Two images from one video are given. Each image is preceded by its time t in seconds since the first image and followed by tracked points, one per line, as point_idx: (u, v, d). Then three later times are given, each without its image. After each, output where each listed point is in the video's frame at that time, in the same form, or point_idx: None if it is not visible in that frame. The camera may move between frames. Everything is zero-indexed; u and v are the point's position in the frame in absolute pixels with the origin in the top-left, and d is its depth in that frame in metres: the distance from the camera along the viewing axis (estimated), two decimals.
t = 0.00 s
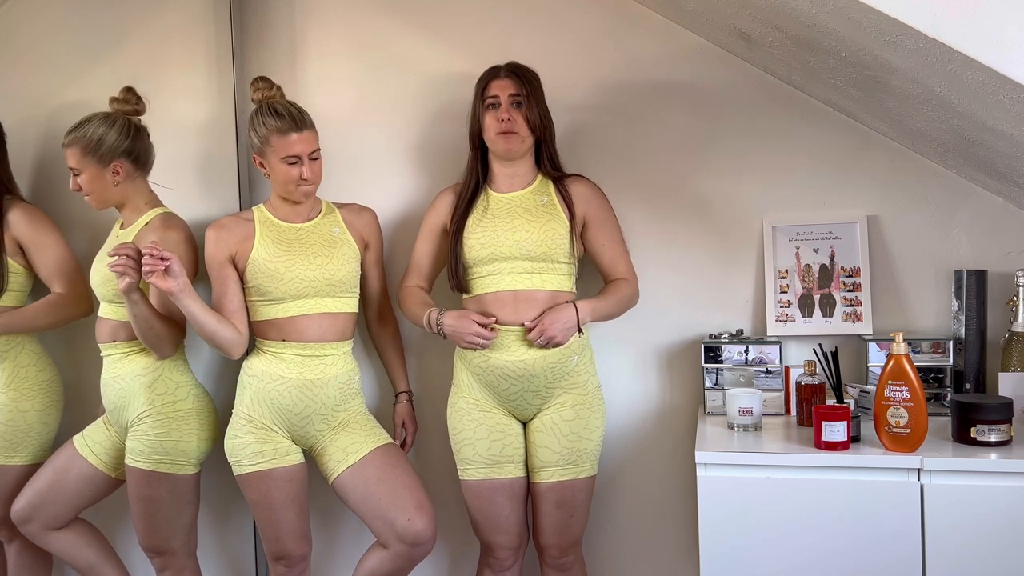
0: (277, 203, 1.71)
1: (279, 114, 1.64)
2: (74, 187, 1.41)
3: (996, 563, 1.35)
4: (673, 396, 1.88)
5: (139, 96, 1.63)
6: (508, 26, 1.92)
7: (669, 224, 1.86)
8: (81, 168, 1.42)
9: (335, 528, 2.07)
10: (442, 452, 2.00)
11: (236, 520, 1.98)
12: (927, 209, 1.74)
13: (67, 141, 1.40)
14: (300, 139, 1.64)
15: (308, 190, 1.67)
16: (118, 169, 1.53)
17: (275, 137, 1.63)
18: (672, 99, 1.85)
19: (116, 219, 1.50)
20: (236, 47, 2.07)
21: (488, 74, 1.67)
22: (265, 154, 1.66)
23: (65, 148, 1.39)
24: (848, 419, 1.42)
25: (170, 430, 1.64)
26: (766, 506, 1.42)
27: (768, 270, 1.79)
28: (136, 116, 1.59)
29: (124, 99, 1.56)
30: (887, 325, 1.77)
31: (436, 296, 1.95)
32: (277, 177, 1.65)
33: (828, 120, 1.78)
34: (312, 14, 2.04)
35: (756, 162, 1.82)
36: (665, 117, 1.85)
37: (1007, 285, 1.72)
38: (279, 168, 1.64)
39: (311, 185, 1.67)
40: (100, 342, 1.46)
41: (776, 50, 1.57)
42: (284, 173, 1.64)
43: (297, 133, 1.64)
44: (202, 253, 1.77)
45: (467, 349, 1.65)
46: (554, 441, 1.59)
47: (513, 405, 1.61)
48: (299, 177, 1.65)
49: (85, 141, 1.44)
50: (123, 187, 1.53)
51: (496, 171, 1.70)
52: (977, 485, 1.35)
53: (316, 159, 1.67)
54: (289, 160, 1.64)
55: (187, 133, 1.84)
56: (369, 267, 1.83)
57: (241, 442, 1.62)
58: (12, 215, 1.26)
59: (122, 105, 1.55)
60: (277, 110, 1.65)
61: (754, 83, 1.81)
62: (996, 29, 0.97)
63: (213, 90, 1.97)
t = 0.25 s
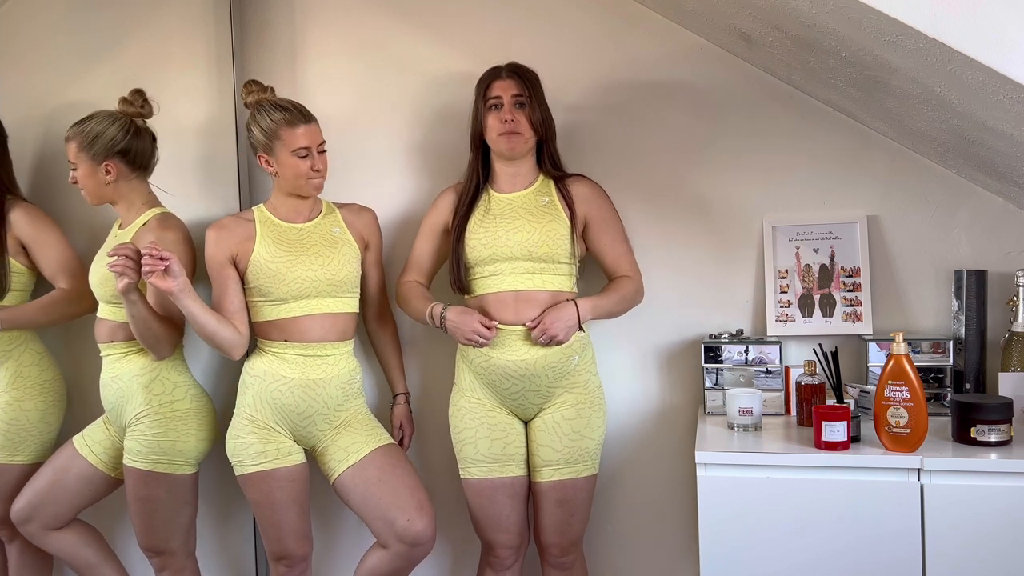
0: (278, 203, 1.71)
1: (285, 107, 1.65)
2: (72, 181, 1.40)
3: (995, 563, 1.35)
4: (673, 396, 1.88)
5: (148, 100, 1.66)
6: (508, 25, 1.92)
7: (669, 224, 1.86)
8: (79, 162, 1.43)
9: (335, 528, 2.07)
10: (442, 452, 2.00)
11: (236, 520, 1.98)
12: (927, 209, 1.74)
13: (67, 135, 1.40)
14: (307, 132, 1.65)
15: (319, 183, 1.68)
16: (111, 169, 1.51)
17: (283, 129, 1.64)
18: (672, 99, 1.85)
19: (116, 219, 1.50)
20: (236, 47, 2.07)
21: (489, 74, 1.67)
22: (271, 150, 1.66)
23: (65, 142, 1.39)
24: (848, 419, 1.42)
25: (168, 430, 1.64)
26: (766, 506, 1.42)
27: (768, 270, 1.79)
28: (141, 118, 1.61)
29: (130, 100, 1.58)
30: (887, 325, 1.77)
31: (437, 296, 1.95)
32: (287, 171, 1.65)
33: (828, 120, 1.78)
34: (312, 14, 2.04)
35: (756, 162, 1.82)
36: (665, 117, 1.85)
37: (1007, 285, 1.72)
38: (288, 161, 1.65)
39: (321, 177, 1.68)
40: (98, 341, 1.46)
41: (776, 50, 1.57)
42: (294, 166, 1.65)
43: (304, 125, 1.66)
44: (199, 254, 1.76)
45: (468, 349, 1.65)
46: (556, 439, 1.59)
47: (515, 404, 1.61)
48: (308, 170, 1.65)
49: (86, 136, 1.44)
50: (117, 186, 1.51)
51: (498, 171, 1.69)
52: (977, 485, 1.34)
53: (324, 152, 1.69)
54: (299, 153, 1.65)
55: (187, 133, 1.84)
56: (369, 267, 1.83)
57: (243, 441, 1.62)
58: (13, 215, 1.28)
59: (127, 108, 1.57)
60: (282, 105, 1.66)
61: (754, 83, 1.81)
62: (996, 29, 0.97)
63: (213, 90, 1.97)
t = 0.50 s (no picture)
0: (278, 203, 1.71)
1: (288, 108, 1.65)
2: (73, 182, 1.41)
3: (996, 563, 1.35)
4: (672, 396, 1.88)
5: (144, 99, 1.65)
6: (508, 26, 1.92)
7: (669, 224, 1.86)
8: (79, 163, 1.43)
9: (334, 528, 2.07)
10: (442, 452, 2.00)
11: (236, 520, 1.97)
12: (927, 209, 1.74)
13: (67, 135, 1.40)
14: (308, 132, 1.65)
15: (320, 183, 1.68)
16: (109, 169, 1.51)
17: (286, 130, 1.64)
18: (672, 99, 1.85)
19: (115, 221, 1.50)
20: (236, 47, 2.07)
21: (488, 76, 1.67)
22: (272, 150, 1.66)
23: (64, 142, 1.39)
24: (848, 419, 1.42)
25: (166, 430, 1.64)
26: (766, 506, 1.42)
27: (768, 270, 1.79)
28: (137, 118, 1.60)
29: (127, 100, 1.58)
30: (887, 325, 1.77)
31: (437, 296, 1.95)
32: (288, 171, 1.65)
33: (828, 120, 1.78)
34: (312, 15, 2.04)
35: (756, 162, 1.82)
36: (665, 117, 1.85)
37: (1007, 285, 1.72)
38: (291, 162, 1.65)
39: (322, 178, 1.68)
40: (99, 342, 1.46)
41: (776, 50, 1.57)
42: (296, 167, 1.65)
43: (307, 126, 1.65)
44: (197, 254, 1.77)
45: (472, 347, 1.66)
46: (558, 437, 1.59)
47: (517, 402, 1.62)
48: (309, 171, 1.66)
49: (83, 136, 1.45)
50: (116, 186, 1.52)
51: (500, 172, 1.69)
52: (977, 485, 1.35)
53: (326, 154, 1.69)
54: (302, 154, 1.65)
55: (187, 133, 1.84)
56: (368, 267, 1.84)
57: (246, 440, 1.62)
58: (18, 214, 1.28)
59: (122, 108, 1.56)
60: (285, 104, 1.66)
61: (755, 83, 1.81)
62: (997, 29, 0.97)
63: (212, 90, 1.97)
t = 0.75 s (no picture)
0: (277, 203, 1.71)
1: (290, 109, 1.65)
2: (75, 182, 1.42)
3: (996, 563, 1.35)
4: (672, 396, 1.88)
5: (144, 99, 1.64)
6: (508, 26, 1.92)
7: (669, 224, 1.87)
8: (80, 164, 1.43)
9: (335, 528, 2.07)
10: (442, 452, 2.00)
11: (236, 520, 1.97)
12: (927, 209, 1.74)
13: (68, 137, 1.41)
14: (308, 134, 1.65)
15: (318, 185, 1.68)
16: (112, 169, 1.52)
17: (287, 131, 1.64)
18: (672, 99, 1.85)
19: (117, 221, 1.50)
20: (236, 47, 2.07)
21: (488, 80, 1.67)
22: (273, 151, 1.66)
23: (66, 143, 1.40)
24: (848, 419, 1.42)
25: (167, 429, 1.64)
26: (765, 506, 1.42)
27: (768, 270, 1.79)
28: (138, 117, 1.60)
29: (127, 99, 1.57)
30: (887, 325, 1.77)
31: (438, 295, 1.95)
32: (288, 173, 1.65)
33: (828, 120, 1.78)
34: (312, 15, 2.04)
35: (756, 162, 1.82)
36: (664, 117, 1.85)
37: (1007, 285, 1.72)
38: (290, 163, 1.65)
39: (322, 179, 1.68)
40: (100, 342, 1.46)
41: (776, 50, 1.57)
42: (296, 169, 1.65)
43: (307, 127, 1.65)
44: (199, 253, 1.77)
45: (472, 347, 1.66)
46: (559, 437, 1.59)
47: (518, 402, 1.62)
48: (309, 172, 1.66)
49: (85, 136, 1.45)
50: (119, 186, 1.52)
51: (500, 175, 1.69)
52: (977, 485, 1.34)
53: (326, 154, 1.69)
54: (301, 155, 1.65)
55: (187, 133, 1.84)
56: (368, 267, 1.84)
57: (246, 439, 1.62)
58: (17, 214, 1.29)
59: (122, 108, 1.55)
60: (286, 106, 1.65)
61: (754, 83, 1.81)
62: (997, 29, 0.97)
63: (213, 90, 1.97)
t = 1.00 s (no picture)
0: (278, 203, 1.71)
1: (290, 111, 1.65)
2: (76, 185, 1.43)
3: (996, 563, 1.34)
4: (673, 396, 1.88)
5: (144, 99, 1.64)
6: (507, 26, 1.92)
7: (669, 224, 1.87)
8: (82, 166, 1.44)
9: (335, 527, 2.07)
10: (442, 451, 2.00)
11: (236, 520, 1.97)
12: (927, 209, 1.74)
13: (69, 139, 1.42)
14: (309, 136, 1.65)
15: (318, 189, 1.68)
16: (115, 169, 1.52)
17: (286, 133, 1.64)
18: (672, 99, 1.85)
19: (120, 221, 1.52)
20: (236, 47, 2.07)
21: (484, 76, 1.67)
22: (273, 153, 1.66)
23: (67, 144, 1.42)
24: (848, 419, 1.42)
25: (166, 429, 1.63)
26: (765, 507, 1.42)
27: (768, 270, 1.79)
28: (139, 117, 1.60)
29: (126, 99, 1.57)
30: (887, 325, 1.77)
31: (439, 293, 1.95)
32: (288, 175, 1.65)
33: (828, 120, 1.78)
34: (311, 14, 2.04)
35: (756, 162, 1.82)
36: (664, 117, 1.85)
37: (1007, 285, 1.72)
38: (290, 165, 1.65)
39: (322, 182, 1.68)
40: (102, 342, 1.47)
41: (776, 50, 1.57)
42: (295, 170, 1.65)
43: (307, 129, 1.65)
44: (201, 254, 1.78)
45: (471, 348, 1.66)
46: (557, 438, 1.59)
47: (516, 403, 1.62)
48: (309, 174, 1.65)
49: (86, 138, 1.46)
50: (122, 187, 1.53)
51: (495, 175, 1.68)
52: (977, 485, 1.34)
53: (326, 157, 1.69)
54: (300, 157, 1.64)
55: (188, 133, 1.84)
56: (368, 267, 1.84)
57: (246, 439, 1.62)
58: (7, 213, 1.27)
59: (122, 108, 1.55)
60: (286, 107, 1.65)
61: (754, 83, 1.81)
62: (997, 29, 0.97)
63: (213, 90, 1.97)
